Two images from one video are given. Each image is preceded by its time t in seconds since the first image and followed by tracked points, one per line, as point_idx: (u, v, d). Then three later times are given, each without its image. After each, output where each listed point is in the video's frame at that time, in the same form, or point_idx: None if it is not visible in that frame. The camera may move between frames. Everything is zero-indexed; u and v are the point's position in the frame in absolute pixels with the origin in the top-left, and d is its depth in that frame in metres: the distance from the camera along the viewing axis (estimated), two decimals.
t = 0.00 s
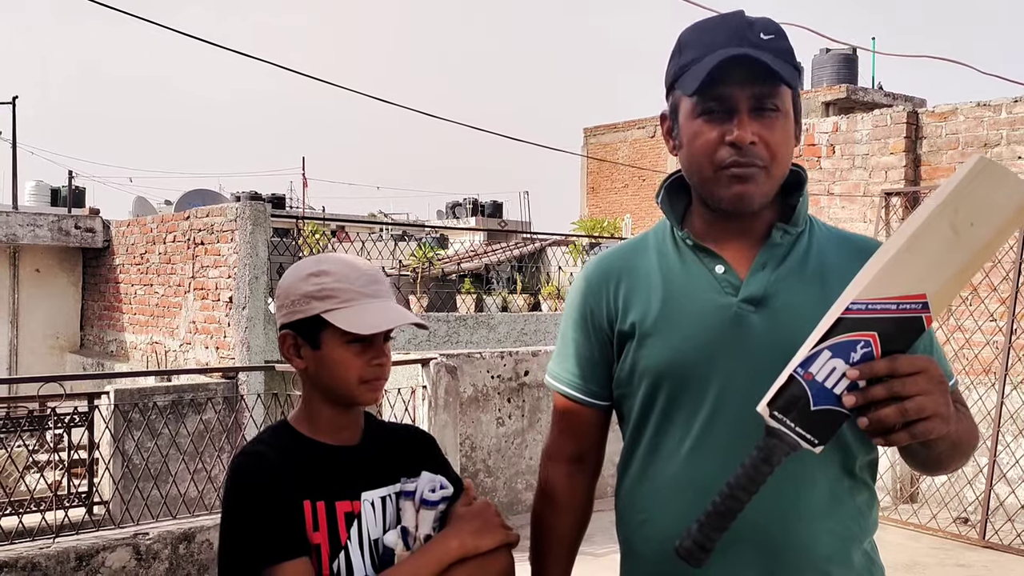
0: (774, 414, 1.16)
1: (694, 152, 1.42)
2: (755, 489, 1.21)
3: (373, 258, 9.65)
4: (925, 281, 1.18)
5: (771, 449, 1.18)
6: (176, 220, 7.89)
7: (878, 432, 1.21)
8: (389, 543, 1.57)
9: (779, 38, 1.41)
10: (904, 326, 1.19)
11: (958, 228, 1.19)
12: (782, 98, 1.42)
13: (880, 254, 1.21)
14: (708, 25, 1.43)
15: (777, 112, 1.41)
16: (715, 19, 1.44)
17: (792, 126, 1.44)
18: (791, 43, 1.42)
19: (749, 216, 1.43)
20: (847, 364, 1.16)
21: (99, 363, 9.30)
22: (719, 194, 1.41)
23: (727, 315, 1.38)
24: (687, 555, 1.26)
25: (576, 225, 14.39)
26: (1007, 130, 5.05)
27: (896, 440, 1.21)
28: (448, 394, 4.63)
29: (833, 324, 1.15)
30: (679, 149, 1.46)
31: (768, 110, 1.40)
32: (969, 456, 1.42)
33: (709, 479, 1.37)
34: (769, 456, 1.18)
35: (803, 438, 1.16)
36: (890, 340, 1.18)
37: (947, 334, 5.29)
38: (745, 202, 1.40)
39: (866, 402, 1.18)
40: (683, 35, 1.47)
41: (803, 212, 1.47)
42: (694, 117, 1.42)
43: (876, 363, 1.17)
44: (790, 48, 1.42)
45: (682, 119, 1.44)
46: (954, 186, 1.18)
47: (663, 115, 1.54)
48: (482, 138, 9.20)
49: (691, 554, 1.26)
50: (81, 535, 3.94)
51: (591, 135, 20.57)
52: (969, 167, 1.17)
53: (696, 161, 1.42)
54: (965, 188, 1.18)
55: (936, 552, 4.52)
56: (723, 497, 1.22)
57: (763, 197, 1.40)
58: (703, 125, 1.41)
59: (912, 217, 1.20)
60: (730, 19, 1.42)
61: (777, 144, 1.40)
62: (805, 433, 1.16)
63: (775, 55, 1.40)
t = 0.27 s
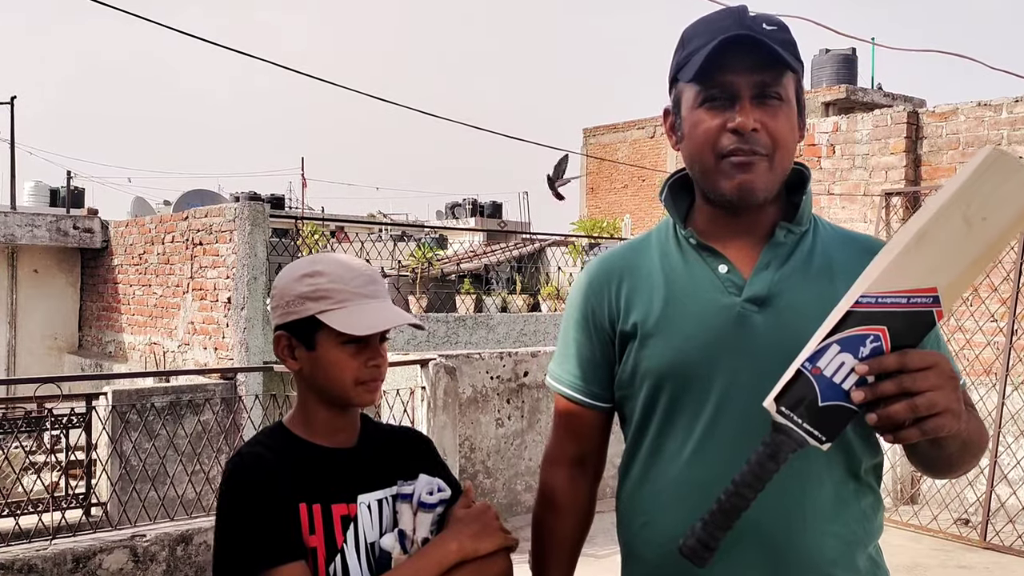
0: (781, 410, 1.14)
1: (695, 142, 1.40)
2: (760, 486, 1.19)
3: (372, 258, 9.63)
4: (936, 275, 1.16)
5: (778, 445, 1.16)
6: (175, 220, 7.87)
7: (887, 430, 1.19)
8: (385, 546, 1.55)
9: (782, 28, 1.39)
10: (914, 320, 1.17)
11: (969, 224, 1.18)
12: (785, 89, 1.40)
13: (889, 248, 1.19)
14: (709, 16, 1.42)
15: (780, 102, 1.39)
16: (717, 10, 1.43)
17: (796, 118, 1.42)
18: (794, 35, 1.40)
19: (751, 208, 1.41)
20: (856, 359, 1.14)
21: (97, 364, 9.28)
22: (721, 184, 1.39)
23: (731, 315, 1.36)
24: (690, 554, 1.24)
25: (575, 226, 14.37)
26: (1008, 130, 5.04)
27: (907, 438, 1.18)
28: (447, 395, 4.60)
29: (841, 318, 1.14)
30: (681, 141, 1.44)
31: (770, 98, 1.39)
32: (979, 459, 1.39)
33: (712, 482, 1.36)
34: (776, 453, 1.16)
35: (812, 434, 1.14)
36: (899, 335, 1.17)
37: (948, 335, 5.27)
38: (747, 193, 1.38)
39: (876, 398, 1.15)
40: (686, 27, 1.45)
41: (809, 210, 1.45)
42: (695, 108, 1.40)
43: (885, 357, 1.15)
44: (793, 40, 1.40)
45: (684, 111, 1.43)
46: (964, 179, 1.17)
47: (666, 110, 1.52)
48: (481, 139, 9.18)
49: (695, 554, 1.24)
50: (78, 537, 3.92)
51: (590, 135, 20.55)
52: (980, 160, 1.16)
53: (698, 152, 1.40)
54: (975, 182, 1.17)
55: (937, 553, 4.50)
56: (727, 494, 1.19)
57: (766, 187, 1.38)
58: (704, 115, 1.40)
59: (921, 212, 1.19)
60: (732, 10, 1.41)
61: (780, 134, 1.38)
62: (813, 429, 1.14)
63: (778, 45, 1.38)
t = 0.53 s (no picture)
0: (779, 419, 1.11)
1: (695, 147, 1.38)
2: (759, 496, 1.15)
3: (370, 259, 9.61)
4: (935, 280, 1.14)
5: (776, 455, 1.13)
6: (171, 221, 7.84)
7: (887, 437, 1.17)
8: (377, 553, 1.52)
9: (780, 28, 1.36)
10: (914, 327, 1.14)
11: (970, 225, 1.15)
12: (785, 90, 1.37)
13: (887, 251, 1.16)
14: (705, 17, 1.39)
15: (779, 105, 1.37)
16: (714, 10, 1.40)
17: (796, 118, 1.40)
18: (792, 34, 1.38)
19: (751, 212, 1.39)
20: (854, 366, 1.12)
21: (93, 365, 9.24)
22: (722, 190, 1.37)
23: (730, 318, 1.33)
24: (687, 565, 1.21)
25: (573, 227, 14.35)
26: (1007, 131, 5.02)
27: (907, 446, 1.16)
28: (444, 397, 4.56)
29: (839, 324, 1.11)
30: (680, 145, 1.42)
31: (770, 102, 1.36)
32: (982, 464, 1.37)
33: (711, 488, 1.33)
34: (774, 462, 1.14)
35: (810, 443, 1.11)
36: (899, 341, 1.14)
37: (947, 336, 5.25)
38: (748, 198, 1.36)
39: (874, 405, 1.13)
40: (682, 28, 1.42)
41: (808, 212, 1.43)
42: (694, 111, 1.38)
43: (884, 364, 1.12)
44: (791, 40, 1.38)
45: (682, 114, 1.40)
46: (964, 180, 1.14)
47: (662, 112, 1.50)
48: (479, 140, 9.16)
49: (692, 565, 1.21)
50: (72, 540, 3.88)
51: (588, 136, 20.55)
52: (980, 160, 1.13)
53: (698, 156, 1.38)
54: (975, 182, 1.14)
55: (936, 556, 4.48)
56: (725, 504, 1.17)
57: (767, 191, 1.36)
58: (704, 119, 1.37)
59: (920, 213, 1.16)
60: (728, 9, 1.38)
61: (781, 137, 1.35)
62: (812, 438, 1.11)
63: (778, 46, 1.35)
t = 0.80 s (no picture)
0: (777, 426, 1.10)
1: (709, 140, 1.35)
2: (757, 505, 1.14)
3: (369, 261, 9.59)
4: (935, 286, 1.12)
5: (774, 462, 1.12)
6: (169, 223, 7.82)
7: (887, 445, 1.15)
8: (370, 559, 1.50)
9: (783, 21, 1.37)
10: (914, 334, 1.13)
11: (970, 228, 1.13)
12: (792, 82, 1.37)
13: (888, 255, 1.14)
14: (708, 13, 1.38)
15: (790, 96, 1.37)
16: (715, 6, 1.39)
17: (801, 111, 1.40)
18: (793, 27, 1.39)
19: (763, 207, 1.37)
20: (854, 373, 1.10)
21: (92, 368, 9.22)
22: (739, 182, 1.34)
23: (729, 321, 1.31)
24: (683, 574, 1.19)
25: (573, 229, 14.34)
26: (1007, 132, 5.00)
27: (907, 454, 1.15)
28: (443, 400, 4.52)
29: (838, 331, 1.09)
30: (689, 141, 1.39)
31: (782, 93, 1.36)
32: (985, 468, 1.35)
33: (710, 494, 1.31)
34: (772, 470, 1.12)
35: (808, 451, 1.10)
36: (899, 348, 1.12)
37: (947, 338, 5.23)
38: (766, 189, 1.33)
39: (874, 413, 1.12)
40: (682, 26, 1.41)
41: (809, 212, 1.41)
42: (706, 104, 1.35)
43: (884, 372, 1.11)
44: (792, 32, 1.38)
45: (691, 109, 1.37)
46: (966, 185, 1.10)
47: (661, 112, 1.47)
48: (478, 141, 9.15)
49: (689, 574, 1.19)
50: (68, 543, 3.86)
51: (588, 138, 20.55)
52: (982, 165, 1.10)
53: (712, 149, 1.35)
54: (978, 186, 1.11)
55: (937, 559, 4.46)
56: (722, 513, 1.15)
57: (784, 182, 1.34)
58: (717, 111, 1.34)
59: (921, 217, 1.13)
60: (731, 4, 1.37)
61: (794, 126, 1.35)
62: (810, 446, 1.10)
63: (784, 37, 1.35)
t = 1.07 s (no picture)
0: (777, 440, 1.09)
1: (706, 159, 1.34)
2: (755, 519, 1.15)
3: (370, 265, 9.58)
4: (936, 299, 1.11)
5: (774, 477, 1.12)
6: (170, 227, 7.81)
7: (887, 459, 1.14)
8: (370, 567, 1.49)
9: (786, 34, 1.35)
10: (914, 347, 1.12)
11: (971, 241, 1.11)
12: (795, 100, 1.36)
13: (889, 269, 1.12)
14: (710, 24, 1.37)
15: (793, 114, 1.35)
16: (718, 17, 1.37)
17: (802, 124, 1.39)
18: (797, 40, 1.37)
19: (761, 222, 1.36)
20: (854, 387, 1.09)
21: (92, 372, 9.22)
22: (736, 201, 1.33)
23: (730, 328, 1.30)
24: None
25: (574, 232, 14.34)
26: (1008, 135, 4.98)
27: (907, 468, 1.14)
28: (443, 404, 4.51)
29: (838, 345, 1.08)
30: (688, 155, 1.38)
31: (784, 111, 1.34)
32: (986, 476, 1.34)
33: (712, 501, 1.30)
34: (771, 483, 1.13)
35: (808, 465, 1.10)
36: (899, 361, 1.12)
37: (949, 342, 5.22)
38: (763, 208, 1.33)
39: (875, 427, 1.11)
40: (684, 35, 1.40)
41: (809, 218, 1.40)
42: (704, 121, 1.34)
43: (885, 386, 1.10)
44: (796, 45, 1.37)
45: (690, 123, 1.36)
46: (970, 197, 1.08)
47: (662, 119, 1.46)
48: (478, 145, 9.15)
49: None
50: (68, 549, 3.85)
51: (589, 142, 20.56)
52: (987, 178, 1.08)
53: (709, 167, 1.34)
54: (982, 199, 1.09)
55: (939, 563, 4.44)
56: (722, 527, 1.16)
57: (781, 202, 1.34)
58: (715, 129, 1.33)
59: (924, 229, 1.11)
60: (734, 16, 1.36)
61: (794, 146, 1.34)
62: (810, 460, 1.09)
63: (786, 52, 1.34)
